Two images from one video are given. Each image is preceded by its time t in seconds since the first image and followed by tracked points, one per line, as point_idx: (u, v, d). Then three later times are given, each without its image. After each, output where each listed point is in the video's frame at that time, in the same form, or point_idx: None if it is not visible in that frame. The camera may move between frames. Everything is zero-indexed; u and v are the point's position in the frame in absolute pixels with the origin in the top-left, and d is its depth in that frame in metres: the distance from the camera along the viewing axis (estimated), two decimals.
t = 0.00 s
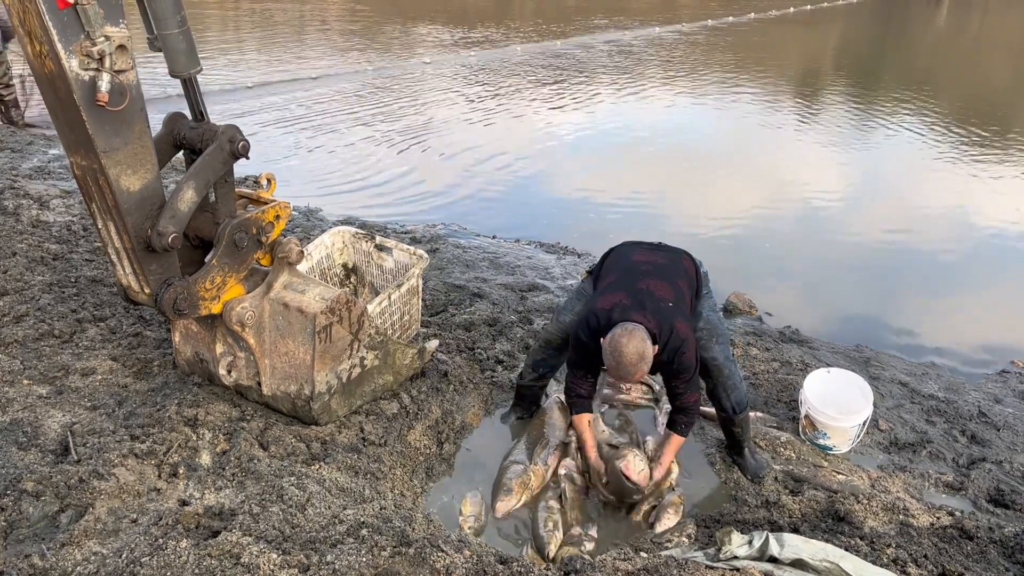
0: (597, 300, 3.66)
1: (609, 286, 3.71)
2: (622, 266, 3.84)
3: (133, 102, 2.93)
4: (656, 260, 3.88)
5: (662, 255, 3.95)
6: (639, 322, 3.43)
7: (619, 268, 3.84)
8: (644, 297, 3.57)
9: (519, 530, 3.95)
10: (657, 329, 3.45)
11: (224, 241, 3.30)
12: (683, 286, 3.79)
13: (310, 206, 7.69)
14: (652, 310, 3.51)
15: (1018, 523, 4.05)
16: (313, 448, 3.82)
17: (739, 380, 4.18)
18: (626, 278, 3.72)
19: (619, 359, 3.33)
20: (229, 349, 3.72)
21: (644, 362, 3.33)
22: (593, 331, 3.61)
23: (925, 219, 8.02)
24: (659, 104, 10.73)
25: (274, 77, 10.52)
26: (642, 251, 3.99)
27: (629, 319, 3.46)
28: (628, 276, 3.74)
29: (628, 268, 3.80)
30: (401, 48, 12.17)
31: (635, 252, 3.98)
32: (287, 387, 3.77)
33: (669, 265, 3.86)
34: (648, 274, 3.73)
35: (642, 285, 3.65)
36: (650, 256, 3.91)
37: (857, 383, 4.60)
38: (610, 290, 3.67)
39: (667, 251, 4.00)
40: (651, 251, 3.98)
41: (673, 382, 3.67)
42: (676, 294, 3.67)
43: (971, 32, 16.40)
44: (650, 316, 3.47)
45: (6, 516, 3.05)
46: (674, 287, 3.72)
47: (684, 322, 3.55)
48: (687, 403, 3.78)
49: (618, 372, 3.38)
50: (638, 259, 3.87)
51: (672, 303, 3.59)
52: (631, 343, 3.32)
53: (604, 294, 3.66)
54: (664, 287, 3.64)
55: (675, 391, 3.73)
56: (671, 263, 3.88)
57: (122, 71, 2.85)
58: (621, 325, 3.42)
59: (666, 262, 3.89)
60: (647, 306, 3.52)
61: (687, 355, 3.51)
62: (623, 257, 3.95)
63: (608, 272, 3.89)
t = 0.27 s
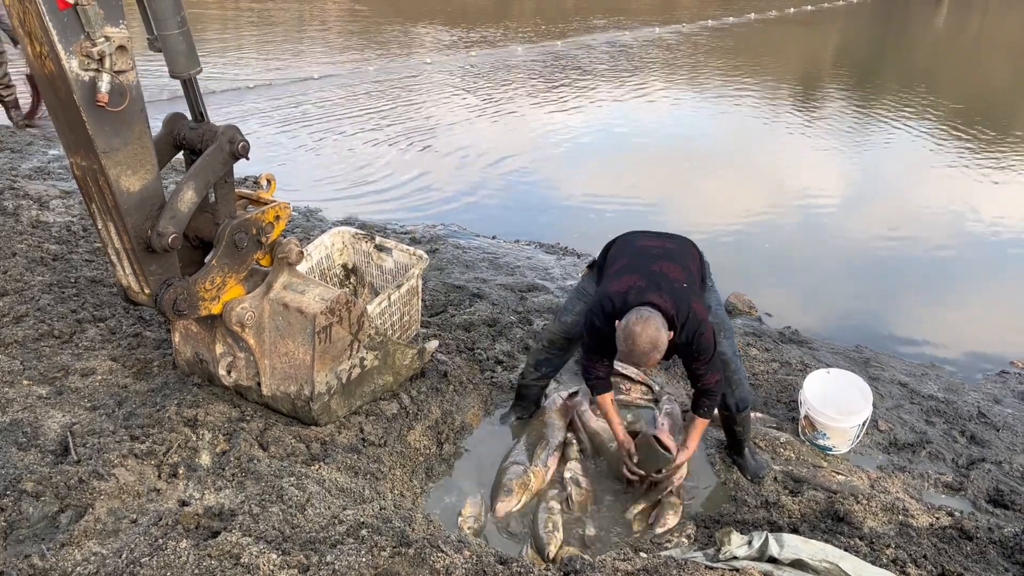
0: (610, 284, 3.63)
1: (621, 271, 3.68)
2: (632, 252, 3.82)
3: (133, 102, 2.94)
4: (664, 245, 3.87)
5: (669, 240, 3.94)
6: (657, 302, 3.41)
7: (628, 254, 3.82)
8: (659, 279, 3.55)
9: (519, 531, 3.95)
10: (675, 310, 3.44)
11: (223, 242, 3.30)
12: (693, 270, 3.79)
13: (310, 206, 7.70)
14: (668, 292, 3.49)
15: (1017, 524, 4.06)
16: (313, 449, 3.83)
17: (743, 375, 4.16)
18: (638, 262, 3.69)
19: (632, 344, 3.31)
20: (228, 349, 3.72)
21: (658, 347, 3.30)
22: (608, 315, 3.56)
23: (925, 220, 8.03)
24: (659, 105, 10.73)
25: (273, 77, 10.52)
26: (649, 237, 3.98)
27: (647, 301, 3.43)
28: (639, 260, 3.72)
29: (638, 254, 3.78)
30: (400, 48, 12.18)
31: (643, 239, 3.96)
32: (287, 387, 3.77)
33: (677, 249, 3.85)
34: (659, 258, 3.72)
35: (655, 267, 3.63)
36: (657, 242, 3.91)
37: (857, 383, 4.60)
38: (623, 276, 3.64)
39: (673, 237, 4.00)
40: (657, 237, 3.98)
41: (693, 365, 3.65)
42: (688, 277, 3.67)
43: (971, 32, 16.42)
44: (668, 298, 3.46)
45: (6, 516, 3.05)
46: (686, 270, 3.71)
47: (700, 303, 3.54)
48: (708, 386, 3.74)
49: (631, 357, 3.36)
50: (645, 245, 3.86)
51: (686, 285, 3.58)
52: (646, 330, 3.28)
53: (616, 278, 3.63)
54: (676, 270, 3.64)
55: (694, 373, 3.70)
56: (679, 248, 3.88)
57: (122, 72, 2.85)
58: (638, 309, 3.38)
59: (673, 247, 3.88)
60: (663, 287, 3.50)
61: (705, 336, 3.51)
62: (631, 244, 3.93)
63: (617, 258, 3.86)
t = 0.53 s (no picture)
0: (625, 289, 3.63)
1: (637, 275, 3.68)
2: (646, 255, 3.82)
3: (133, 102, 2.94)
4: (677, 248, 3.88)
5: (680, 242, 3.95)
6: (675, 308, 3.42)
7: (642, 257, 3.82)
8: (675, 284, 3.56)
9: (519, 532, 3.95)
10: (692, 316, 3.46)
11: (223, 242, 3.31)
12: (707, 273, 3.80)
13: (309, 207, 7.70)
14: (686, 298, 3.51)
15: (1016, 524, 4.06)
16: (312, 449, 3.83)
17: (749, 377, 4.14)
18: (653, 266, 3.70)
19: (639, 352, 3.31)
20: (228, 350, 3.72)
21: (664, 359, 3.28)
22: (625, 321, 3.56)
23: (924, 220, 8.04)
24: (658, 106, 10.73)
25: (273, 78, 10.53)
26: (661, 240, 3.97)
27: (667, 308, 3.44)
28: (653, 263, 3.73)
29: (653, 257, 3.79)
30: (400, 48, 12.18)
31: (655, 241, 3.96)
32: (286, 388, 3.78)
33: (690, 252, 3.87)
34: (674, 262, 3.73)
35: (671, 272, 3.64)
36: (669, 244, 3.91)
37: (856, 384, 4.61)
38: (639, 281, 3.64)
39: (683, 239, 4.01)
40: (668, 239, 3.98)
41: (708, 371, 3.67)
42: (703, 281, 3.69)
43: (971, 33, 16.43)
44: (687, 304, 3.47)
45: (6, 516, 3.06)
46: (700, 274, 3.73)
47: (716, 309, 3.57)
48: (723, 393, 3.76)
49: (638, 364, 3.37)
50: (659, 248, 3.86)
51: (702, 290, 3.60)
52: (654, 341, 3.26)
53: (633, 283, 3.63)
54: (692, 275, 3.65)
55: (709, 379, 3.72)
56: (692, 250, 3.89)
57: (122, 72, 2.86)
58: (655, 315, 3.38)
59: (685, 249, 3.89)
60: (680, 292, 3.52)
61: (722, 341, 3.53)
62: (643, 247, 3.93)
63: (631, 262, 3.86)
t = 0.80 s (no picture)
0: (631, 293, 3.64)
1: (643, 278, 3.69)
2: (652, 258, 3.83)
3: (133, 103, 2.94)
4: (682, 250, 3.88)
5: (685, 245, 3.95)
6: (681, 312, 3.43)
7: (648, 260, 3.82)
8: (681, 287, 3.57)
9: (518, 532, 3.95)
10: (698, 320, 3.47)
11: (223, 243, 3.31)
12: (712, 277, 3.81)
13: (309, 208, 7.69)
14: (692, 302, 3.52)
15: (1015, 525, 4.06)
16: (311, 449, 3.83)
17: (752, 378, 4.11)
18: (659, 268, 3.71)
19: (640, 356, 3.32)
20: (227, 350, 3.72)
21: (664, 365, 3.29)
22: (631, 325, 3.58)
23: (923, 221, 8.05)
24: (658, 107, 10.74)
25: (272, 78, 10.53)
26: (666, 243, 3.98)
27: (672, 312, 3.45)
28: (659, 265, 3.73)
29: (659, 260, 3.79)
30: (399, 49, 12.18)
31: (660, 244, 3.96)
32: (285, 388, 3.78)
33: (695, 255, 3.87)
34: (680, 265, 3.73)
35: (677, 275, 3.64)
36: (674, 247, 3.91)
37: (855, 384, 4.62)
38: (645, 284, 3.65)
39: (688, 242, 4.01)
40: (673, 242, 3.98)
41: (711, 376, 3.68)
42: (709, 285, 3.69)
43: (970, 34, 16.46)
44: (692, 308, 3.48)
45: (5, 517, 3.06)
46: (706, 278, 3.73)
47: (722, 313, 3.57)
48: (724, 399, 3.77)
49: (639, 366, 3.37)
50: (664, 251, 3.87)
51: (708, 294, 3.60)
52: (658, 345, 3.27)
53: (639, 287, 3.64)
54: (698, 278, 3.65)
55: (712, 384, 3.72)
56: (697, 253, 3.90)
57: (121, 73, 2.86)
58: (660, 319, 3.40)
59: (691, 252, 3.89)
60: (686, 296, 3.53)
61: (727, 346, 3.54)
62: (649, 250, 3.93)
63: (636, 265, 3.87)
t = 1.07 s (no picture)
0: (629, 292, 3.65)
1: (641, 278, 3.70)
2: (651, 259, 3.83)
3: (132, 103, 2.94)
4: (681, 251, 3.88)
5: (685, 245, 3.95)
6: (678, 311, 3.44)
7: (646, 260, 3.83)
8: (678, 287, 3.57)
9: (517, 532, 3.95)
10: (695, 319, 3.47)
11: (222, 243, 3.31)
12: (711, 277, 3.80)
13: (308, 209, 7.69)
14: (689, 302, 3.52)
15: (1014, 525, 4.07)
16: (311, 450, 3.83)
17: (752, 379, 4.14)
18: (657, 269, 3.71)
19: (633, 353, 3.33)
20: (227, 350, 3.72)
21: (656, 364, 3.30)
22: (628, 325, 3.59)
23: (922, 221, 8.06)
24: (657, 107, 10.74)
25: (272, 79, 10.53)
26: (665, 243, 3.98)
27: (669, 311, 3.46)
28: (658, 265, 3.74)
29: (658, 260, 3.79)
30: (399, 50, 12.18)
31: (659, 245, 3.96)
32: (285, 389, 3.78)
33: (694, 255, 3.87)
34: (679, 265, 3.73)
35: (675, 275, 3.65)
36: (674, 247, 3.92)
37: (854, 384, 4.62)
38: (642, 284, 3.66)
39: (688, 243, 4.00)
40: (673, 243, 3.98)
41: (708, 376, 3.68)
42: (707, 285, 3.69)
43: (970, 35, 16.48)
44: (689, 307, 3.48)
45: (4, 517, 3.06)
46: (704, 278, 3.73)
47: (720, 313, 3.57)
48: (722, 399, 3.77)
49: (632, 365, 3.38)
50: (663, 251, 3.87)
51: (706, 294, 3.60)
52: (649, 344, 3.28)
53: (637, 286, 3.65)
54: (696, 278, 3.65)
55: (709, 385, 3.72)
56: (697, 253, 3.89)
57: (121, 73, 2.86)
58: (657, 319, 3.41)
59: (690, 252, 3.89)
60: (683, 296, 3.53)
61: (724, 346, 3.54)
62: (648, 250, 3.94)
63: (635, 265, 3.88)
